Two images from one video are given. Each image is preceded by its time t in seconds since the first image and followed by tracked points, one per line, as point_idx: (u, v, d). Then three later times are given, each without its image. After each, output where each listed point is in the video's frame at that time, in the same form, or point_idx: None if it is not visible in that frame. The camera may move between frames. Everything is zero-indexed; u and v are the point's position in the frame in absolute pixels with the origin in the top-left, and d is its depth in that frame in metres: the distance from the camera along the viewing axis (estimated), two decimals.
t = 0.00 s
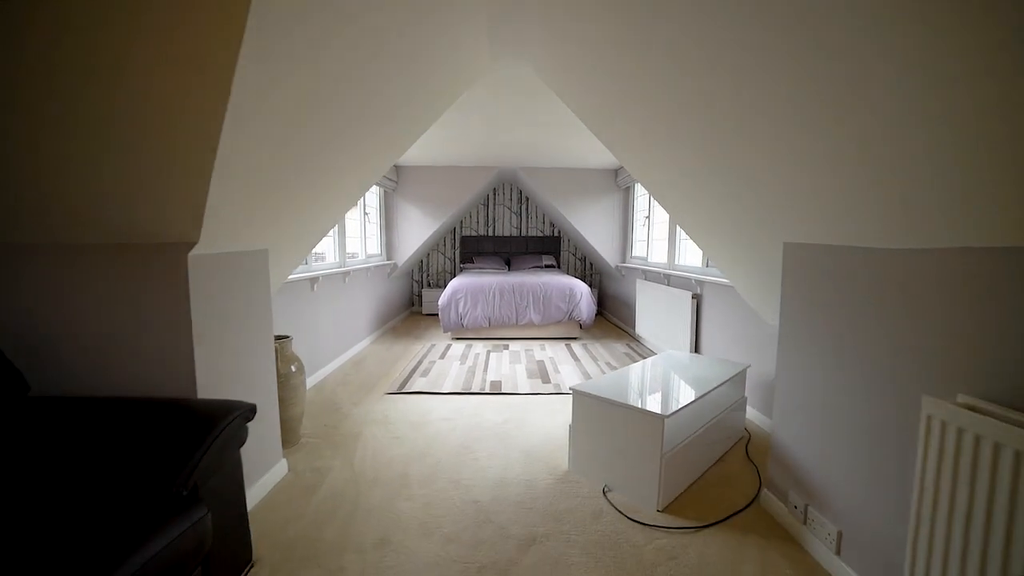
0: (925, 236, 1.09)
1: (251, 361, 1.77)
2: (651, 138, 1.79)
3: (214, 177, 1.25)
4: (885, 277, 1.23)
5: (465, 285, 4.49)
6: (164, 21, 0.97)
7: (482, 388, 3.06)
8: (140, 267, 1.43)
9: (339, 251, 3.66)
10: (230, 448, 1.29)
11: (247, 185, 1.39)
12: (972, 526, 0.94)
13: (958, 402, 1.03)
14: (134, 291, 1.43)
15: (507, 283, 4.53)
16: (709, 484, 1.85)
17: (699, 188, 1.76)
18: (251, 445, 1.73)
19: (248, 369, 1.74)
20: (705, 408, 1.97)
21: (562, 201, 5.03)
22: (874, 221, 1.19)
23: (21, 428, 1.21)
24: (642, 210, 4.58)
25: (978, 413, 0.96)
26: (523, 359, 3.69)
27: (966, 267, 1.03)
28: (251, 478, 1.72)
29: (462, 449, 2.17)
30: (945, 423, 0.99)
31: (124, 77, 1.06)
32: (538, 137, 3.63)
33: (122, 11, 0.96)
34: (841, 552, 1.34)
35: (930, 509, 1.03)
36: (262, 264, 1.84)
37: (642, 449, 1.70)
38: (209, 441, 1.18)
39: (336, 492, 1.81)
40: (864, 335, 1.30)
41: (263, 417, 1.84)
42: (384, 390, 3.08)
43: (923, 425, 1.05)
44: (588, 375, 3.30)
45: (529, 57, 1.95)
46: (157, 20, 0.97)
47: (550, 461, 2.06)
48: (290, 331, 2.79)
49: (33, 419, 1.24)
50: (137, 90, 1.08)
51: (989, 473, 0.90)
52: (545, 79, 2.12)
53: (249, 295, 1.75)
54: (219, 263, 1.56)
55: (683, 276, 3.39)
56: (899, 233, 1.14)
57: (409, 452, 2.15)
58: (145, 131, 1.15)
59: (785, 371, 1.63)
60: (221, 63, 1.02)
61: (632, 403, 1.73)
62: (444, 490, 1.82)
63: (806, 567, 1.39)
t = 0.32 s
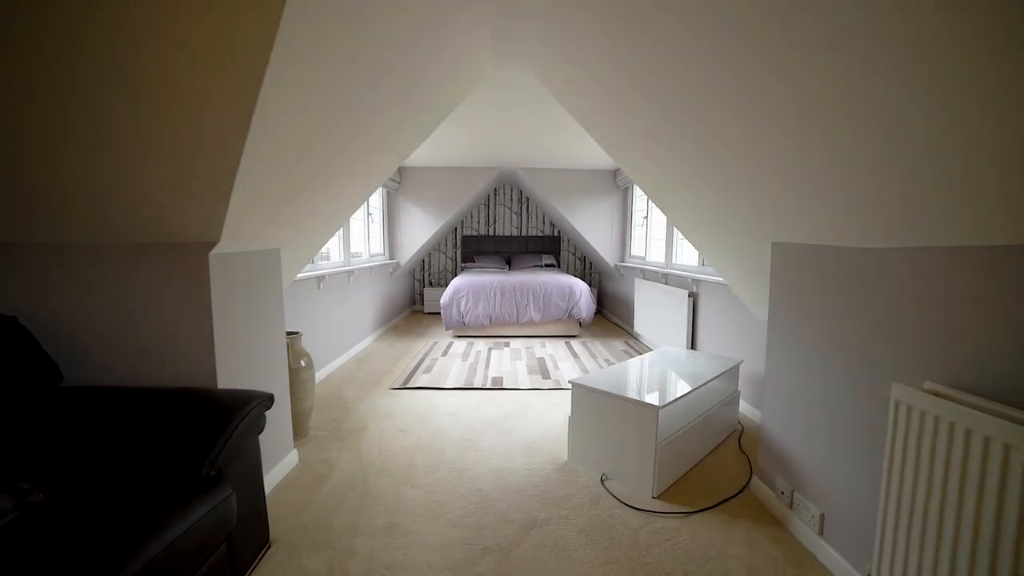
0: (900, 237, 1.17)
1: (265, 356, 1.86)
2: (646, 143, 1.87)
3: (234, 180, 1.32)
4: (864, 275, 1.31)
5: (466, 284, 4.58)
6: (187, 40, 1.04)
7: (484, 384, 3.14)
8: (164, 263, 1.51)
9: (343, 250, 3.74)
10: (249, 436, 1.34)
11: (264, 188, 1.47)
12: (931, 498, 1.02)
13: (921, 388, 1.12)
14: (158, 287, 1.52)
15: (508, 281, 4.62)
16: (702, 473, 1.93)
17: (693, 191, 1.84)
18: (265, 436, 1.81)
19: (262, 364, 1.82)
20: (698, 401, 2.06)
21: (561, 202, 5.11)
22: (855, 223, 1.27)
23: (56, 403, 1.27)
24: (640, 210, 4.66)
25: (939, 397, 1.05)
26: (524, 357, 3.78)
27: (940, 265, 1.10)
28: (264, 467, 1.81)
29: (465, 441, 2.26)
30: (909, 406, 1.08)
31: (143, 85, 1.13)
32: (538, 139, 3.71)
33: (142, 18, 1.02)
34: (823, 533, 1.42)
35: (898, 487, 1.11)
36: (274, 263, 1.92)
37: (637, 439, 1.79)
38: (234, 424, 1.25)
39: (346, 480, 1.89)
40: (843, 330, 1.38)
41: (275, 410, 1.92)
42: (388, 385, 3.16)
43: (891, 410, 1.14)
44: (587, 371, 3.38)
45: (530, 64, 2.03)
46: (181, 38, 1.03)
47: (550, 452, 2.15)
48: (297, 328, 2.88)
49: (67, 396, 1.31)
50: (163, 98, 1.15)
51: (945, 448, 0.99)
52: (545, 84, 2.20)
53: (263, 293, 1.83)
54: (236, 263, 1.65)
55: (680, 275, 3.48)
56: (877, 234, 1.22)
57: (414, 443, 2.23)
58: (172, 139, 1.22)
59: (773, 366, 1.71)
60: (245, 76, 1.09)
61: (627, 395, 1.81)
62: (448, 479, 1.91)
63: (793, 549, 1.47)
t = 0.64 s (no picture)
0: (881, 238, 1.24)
1: (277, 352, 1.93)
2: (642, 146, 1.94)
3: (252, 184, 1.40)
4: (846, 274, 1.39)
5: (467, 283, 4.65)
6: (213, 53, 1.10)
7: (485, 381, 3.21)
8: (184, 261, 1.59)
9: (347, 249, 3.82)
10: (263, 426, 1.39)
11: (278, 190, 1.54)
12: (904, 479, 1.10)
13: (897, 378, 1.20)
14: (177, 285, 1.59)
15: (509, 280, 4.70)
16: (696, 464, 2.01)
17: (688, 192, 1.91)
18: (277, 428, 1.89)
19: (274, 359, 1.90)
20: (693, 395, 2.14)
21: (561, 202, 5.18)
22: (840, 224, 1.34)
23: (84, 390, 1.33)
24: (639, 210, 4.73)
25: (915, 387, 1.12)
26: (524, 354, 3.86)
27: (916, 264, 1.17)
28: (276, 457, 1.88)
29: (468, 435, 2.33)
30: (885, 395, 1.16)
31: (168, 94, 1.18)
32: (538, 141, 3.79)
33: (170, 32, 1.07)
34: (809, 518, 1.49)
35: (879, 472, 1.18)
36: (284, 262, 1.99)
37: (634, 430, 1.86)
38: (254, 413, 1.33)
39: (353, 471, 1.97)
40: (828, 326, 1.46)
41: (286, 403, 2.00)
42: (392, 381, 3.24)
43: (873, 399, 1.21)
44: (586, 368, 3.46)
45: (531, 69, 2.10)
46: (207, 51, 1.09)
47: (550, 444, 2.23)
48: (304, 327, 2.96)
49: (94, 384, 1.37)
50: (185, 107, 1.21)
51: (915, 432, 1.08)
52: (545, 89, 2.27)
53: (274, 290, 1.91)
54: (249, 261, 1.72)
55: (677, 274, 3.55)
56: (860, 234, 1.30)
57: (418, 437, 2.31)
58: (195, 145, 1.29)
59: (764, 361, 1.79)
60: (268, 88, 1.16)
61: (625, 389, 1.88)
62: (452, 469, 1.98)
63: (781, 534, 1.54)
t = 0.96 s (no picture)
0: (860, 237, 1.32)
1: (286, 348, 2.01)
2: (638, 150, 2.01)
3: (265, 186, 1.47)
4: (829, 273, 1.47)
5: (468, 283, 4.72)
6: (221, 69, 1.16)
7: (485, 378, 3.28)
8: (199, 260, 1.66)
9: (350, 249, 3.89)
10: (276, 417, 1.46)
11: (289, 194, 1.61)
12: (878, 463, 1.18)
13: (875, 371, 1.27)
14: (195, 284, 1.67)
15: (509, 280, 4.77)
16: (689, 456, 2.09)
17: (683, 194, 1.97)
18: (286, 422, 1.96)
19: (282, 355, 1.97)
20: (687, 390, 2.21)
21: (560, 202, 5.25)
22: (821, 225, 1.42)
23: (104, 382, 1.40)
24: (637, 210, 4.80)
25: (890, 378, 1.19)
26: (524, 352, 3.93)
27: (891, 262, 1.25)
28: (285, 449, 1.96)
29: (469, 428, 2.41)
30: (862, 386, 1.23)
31: (183, 103, 1.24)
32: (538, 143, 3.86)
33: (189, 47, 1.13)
34: (795, 506, 1.56)
35: (857, 459, 1.25)
36: (292, 262, 2.06)
37: (630, 423, 1.93)
38: (267, 406, 1.40)
39: (359, 462, 2.04)
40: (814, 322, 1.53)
41: (295, 397, 2.07)
42: (395, 378, 3.31)
43: (851, 390, 1.28)
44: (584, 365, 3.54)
45: (531, 75, 2.18)
46: (216, 67, 1.16)
47: (549, 437, 2.30)
48: (309, 325, 3.04)
49: (112, 377, 1.44)
50: (200, 115, 1.27)
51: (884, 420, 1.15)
52: (544, 94, 2.34)
53: (283, 288, 1.99)
54: (260, 261, 1.80)
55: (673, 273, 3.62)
56: (842, 234, 1.37)
57: (421, 430, 2.38)
58: (209, 149, 1.35)
59: (755, 357, 1.86)
60: (282, 99, 1.23)
61: (620, 384, 1.96)
62: (454, 461, 2.06)
63: (769, 521, 1.61)
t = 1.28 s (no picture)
0: (840, 237, 1.38)
1: (292, 344, 2.07)
2: (632, 153, 2.08)
3: (273, 188, 1.54)
4: (811, 271, 1.54)
5: (468, 282, 4.79)
6: (232, 80, 1.23)
7: (485, 375, 3.35)
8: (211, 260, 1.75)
9: (351, 249, 3.96)
10: (286, 410, 1.53)
11: (297, 196, 1.69)
12: (850, 448, 1.24)
13: (852, 362, 1.33)
14: (207, 282, 1.75)
15: (508, 279, 4.84)
16: (681, 449, 2.16)
17: (675, 196, 2.05)
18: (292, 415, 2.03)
19: (289, 350, 2.04)
20: (679, 385, 2.29)
21: (559, 202, 5.32)
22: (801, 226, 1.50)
23: (119, 375, 1.47)
24: (635, 210, 4.87)
25: (865, 368, 1.25)
26: (523, 350, 4.01)
27: (865, 261, 1.32)
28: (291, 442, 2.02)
29: (470, 423, 2.48)
30: (836, 375, 1.29)
31: (195, 108, 1.30)
32: (536, 144, 3.93)
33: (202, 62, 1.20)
34: (781, 494, 1.63)
35: (832, 446, 1.31)
36: (298, 261, 2.13)
37: (624, 417, 2.00)
38: (275, 397, 1.46)
39: (362, 454, 2.11)
40: (798, 318, 1.60)
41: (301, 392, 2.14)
42: (397, 375, 3.39)
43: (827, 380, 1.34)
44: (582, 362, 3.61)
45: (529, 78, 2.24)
46: (227, 78, 1.22)
47: (546, 431, 2.38)
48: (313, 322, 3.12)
49: (127, 369, 1.51)
50: (212, 120, 1.33)
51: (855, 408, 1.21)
52: (543, 97, 2.41)
53: (289, 286, 2.06)
54: (267, 259, 1.87)
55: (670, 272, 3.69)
56: (825, 234, 1.42)
57: (423, 425, 2.45)
58: (221, 152, 1.42)
59: (743, 352, 1.93)
60: (293, 108, 1.30)
61: (614, 379, 2.03)
62: (455, 454, 2.12)
63: (756, 509, 1.68)
